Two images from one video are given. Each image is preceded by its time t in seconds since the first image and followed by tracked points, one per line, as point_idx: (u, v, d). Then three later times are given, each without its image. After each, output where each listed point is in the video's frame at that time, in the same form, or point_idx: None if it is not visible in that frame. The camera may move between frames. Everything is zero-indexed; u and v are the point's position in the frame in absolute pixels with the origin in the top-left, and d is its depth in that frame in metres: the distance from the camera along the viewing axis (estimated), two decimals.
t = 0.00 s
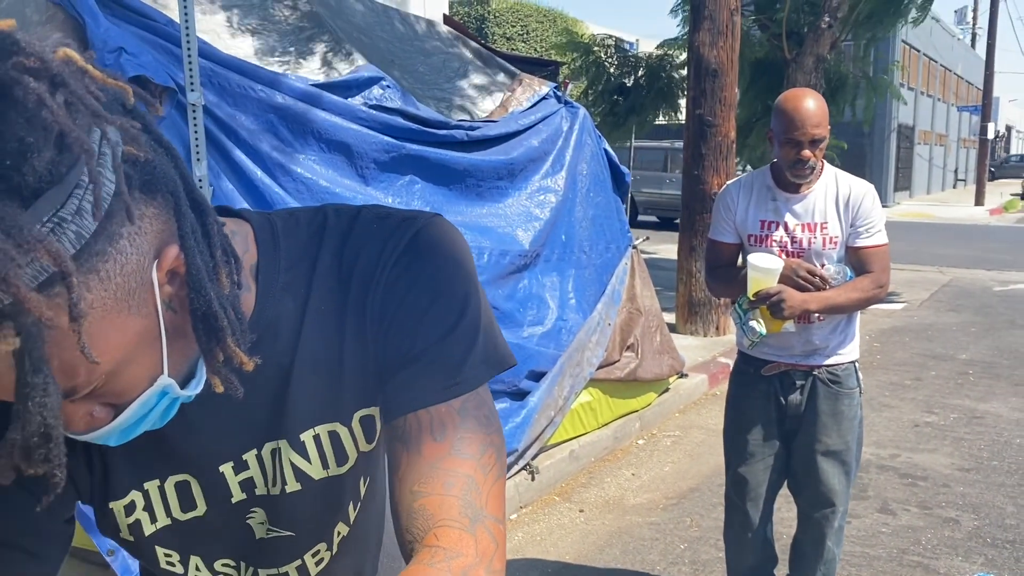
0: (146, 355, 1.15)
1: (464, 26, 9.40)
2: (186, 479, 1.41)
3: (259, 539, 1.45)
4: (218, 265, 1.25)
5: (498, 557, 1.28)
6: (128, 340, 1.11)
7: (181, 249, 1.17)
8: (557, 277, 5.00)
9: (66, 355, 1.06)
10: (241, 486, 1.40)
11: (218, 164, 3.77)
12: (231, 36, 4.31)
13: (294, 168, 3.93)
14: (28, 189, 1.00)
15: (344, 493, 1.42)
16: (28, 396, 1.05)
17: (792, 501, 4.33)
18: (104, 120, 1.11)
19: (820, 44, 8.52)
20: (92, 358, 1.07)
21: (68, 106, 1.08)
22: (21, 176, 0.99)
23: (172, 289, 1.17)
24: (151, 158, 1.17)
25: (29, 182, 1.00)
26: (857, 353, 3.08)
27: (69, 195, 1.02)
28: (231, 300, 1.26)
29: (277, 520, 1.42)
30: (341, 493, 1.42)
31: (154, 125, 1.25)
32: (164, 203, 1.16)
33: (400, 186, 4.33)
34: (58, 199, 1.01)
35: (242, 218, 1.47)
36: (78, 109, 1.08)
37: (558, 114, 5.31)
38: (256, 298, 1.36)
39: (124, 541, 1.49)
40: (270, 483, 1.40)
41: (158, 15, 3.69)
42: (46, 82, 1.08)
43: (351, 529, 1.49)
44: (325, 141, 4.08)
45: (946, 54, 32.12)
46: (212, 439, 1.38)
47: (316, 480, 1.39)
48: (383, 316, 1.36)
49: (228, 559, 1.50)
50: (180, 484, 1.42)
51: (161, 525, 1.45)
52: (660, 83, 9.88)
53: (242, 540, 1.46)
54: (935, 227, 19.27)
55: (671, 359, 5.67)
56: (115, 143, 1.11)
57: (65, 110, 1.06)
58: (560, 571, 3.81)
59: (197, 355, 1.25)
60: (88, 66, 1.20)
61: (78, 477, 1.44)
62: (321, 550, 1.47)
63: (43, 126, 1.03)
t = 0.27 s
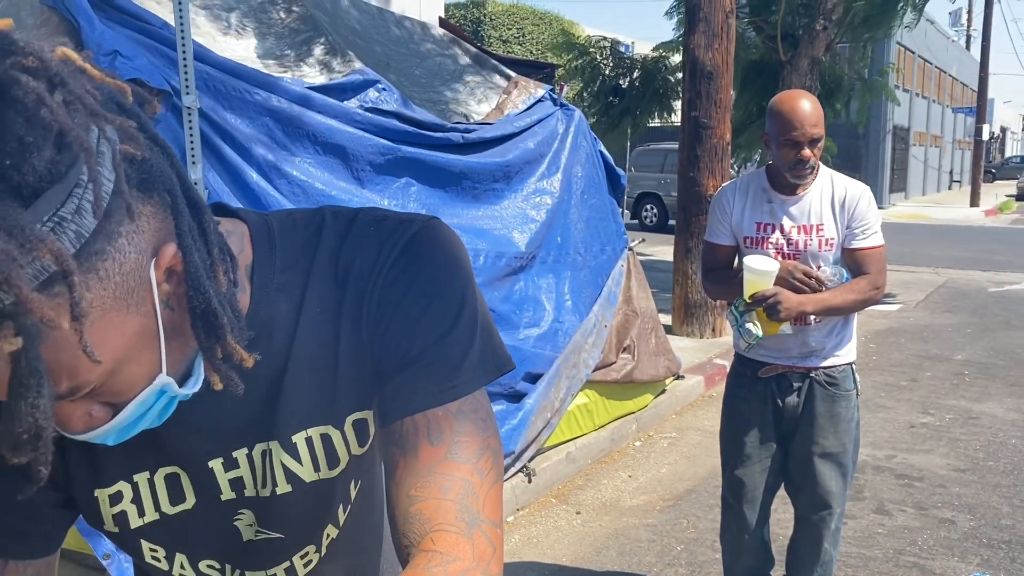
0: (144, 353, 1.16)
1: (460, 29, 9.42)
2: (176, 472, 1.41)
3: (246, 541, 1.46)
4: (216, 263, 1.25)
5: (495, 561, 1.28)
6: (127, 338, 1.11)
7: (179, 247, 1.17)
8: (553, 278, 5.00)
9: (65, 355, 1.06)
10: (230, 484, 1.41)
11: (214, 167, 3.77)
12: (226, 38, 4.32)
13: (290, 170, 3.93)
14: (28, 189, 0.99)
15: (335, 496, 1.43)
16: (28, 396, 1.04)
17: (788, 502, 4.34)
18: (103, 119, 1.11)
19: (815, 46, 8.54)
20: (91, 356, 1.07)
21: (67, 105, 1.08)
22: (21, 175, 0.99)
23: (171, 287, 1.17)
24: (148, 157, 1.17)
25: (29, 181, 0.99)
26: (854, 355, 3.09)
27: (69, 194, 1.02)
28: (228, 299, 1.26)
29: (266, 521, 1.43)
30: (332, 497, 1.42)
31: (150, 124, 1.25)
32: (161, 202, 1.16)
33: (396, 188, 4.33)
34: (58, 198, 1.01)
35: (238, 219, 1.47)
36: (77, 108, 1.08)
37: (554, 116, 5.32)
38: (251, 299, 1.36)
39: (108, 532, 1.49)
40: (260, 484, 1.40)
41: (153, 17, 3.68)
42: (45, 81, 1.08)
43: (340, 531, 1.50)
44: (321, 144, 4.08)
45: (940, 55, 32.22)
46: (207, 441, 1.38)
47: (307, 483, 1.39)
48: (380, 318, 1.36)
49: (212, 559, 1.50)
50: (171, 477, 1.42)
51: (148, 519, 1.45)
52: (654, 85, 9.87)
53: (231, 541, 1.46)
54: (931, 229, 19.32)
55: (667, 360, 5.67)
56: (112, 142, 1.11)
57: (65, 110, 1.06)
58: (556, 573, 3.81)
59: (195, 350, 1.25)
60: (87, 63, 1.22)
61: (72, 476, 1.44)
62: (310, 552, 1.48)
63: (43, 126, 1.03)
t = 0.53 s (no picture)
0: (144, 364, 1.15)
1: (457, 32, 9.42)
2: (169, 477, 1.40)
3: (234, 543, 1.46)
4: (212, 271, 1.24)
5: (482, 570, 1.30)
6: (126, 348, 1.11)
7: (175, 257, 1.16)
8: (549, 281, 5.00)
9: (66, 368, 1.06)
10: (221, 487, 1.40)
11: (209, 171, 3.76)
12: (220, 41, 4.32)
13: (285, 174, 3.92)
14: (27, 207, 0.99)
15: (322, 502, 1.43)
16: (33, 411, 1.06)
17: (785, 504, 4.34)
18: (100, 134, 1.11)
19: (810, 49, 8.54)
20: (93, 371, 1.07)
21: (64, 121, 1.07)
22: (20, 195, 0.99)
23: (168, 297, 1.17)
24: (145, 168, 1.17)
25: (28, 200, 0.99)
26: (851, 358, 3.09)
27: (68, 211, 1.01)
28: (225, 308, 1.25)
29: (254, 525, 1.42)
30: (320, 501, 1.42)
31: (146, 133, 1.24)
32: (158, 212, 1.16)
33: (391, 192, 4.33)
34: (58, 215, 1.00)
35: (233, 224, 1.47)
36: (74, 124, 1.07)
37: (550, 119, 5.32)
38: (246, 306, 1.35)
39: (101, 532, 1.48)
40: (249, 487, 1.40)
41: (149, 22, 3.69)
42: (41, 99, 1.07)
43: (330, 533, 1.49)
44: (316, 148, 4.08)
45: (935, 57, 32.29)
46: (201, 447, 1.38)
47: (295, 489, 1.39)
48: (374, 323, 1.35)
49: (203, 559, 1.50)
50: (162, 482, 1.41)
51: (141, 521, 1.44)
52: (649, 87, 9.86)
53: (218, 542, 1.46)
54: (926, 231, 19.35)
55: (664, 363, 5.67)
56: (109, 157, 1.10)
57: (62, 125, 1.06)
58: None
59: (191, 356, 1.24)
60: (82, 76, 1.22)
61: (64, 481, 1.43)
62: (296, 556, 1.47)
63: (40, 144, 1.02)
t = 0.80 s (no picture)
0: (137, 372, 1.15)
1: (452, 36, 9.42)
2: (163, 484, 1.40)
3: (230, 547, 1.46)
4: (205, 278, 1.24)
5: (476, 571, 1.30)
6: (119, 356, 1.11)
7: (169, 265, 1.16)
8: (545, 284, 5.01)
9: (58, 376, 1.06)
10: (215, 492, 1.40)
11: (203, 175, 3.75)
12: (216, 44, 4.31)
13: (280, 178, 3.92)
14: (19, 218, 0.99)
15: (318, 505, 1.43)
16: (17, 424, 1.06)
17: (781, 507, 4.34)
18: (94, 145, 1.10)
19: (805, 52, 8.55)
20: (85, 380, 1.07)
21: (58, 132, 1.07)
22: (12, 206, 0.99)
23: (162, 304, 1.16)
24: (139, 178, 1.17)
25: (19, 211, 0.99)
26: (846, 362, 3.09)
27: (60, 222, 1.01)
28: (218, 314, 1.25)
29: (249, 530, 1.43)
30: (316, 503, 1.42)
31: (139, 141, 1.24)
32: (151, 220, 1.16)
33: (386, 195, 4.33)
34: (49, 227, 1.00)
35: (227, 228, 1.46)
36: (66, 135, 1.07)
37: (545, 122, 5.32)
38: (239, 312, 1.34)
39: (95, 538, 1.48)
40: (244, 492, 1.40)
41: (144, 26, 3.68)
42: (35, 111, 1.07)
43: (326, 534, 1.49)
44: (311, 152, 4.08)
45: (929, 61, 32.41)
46: (194, 451, 1.37)
47: (291, 492, 1.39)
48: (367, 326, 1.35)
49: (198, 564, 1.50)
50: (156, 490, 1.41)
51: (135, 528, 1.44)
52: (644, 89, 9.91)
53: (213, 547, 1.47)
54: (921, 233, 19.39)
55: (660, 366, 5.67)
56: (101, 167, 1.10)
57: (54, 137, 1.05)
58: None
59: (183, 365, 1.23)
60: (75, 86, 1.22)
61: (56, 487, 1.42)
62: (292, 559, 1.48)
63: (33, 155, 1.02)
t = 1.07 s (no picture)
0: (132, 382, 1.15)
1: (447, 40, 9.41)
2: (155, 490, 1.40)
3: (223, 554, 1.45)
4: (201, 288, 1.23)
5: None
6: (116, 366, 1.11)
7: (164, 275, 1.16)
8: (541, 288, 5.01)
9: (56, 389, 1.06)
10: (208, 499, 1.40)
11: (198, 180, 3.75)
12: (211, 50, 4.29)
13: (275, 183, 3.91)
14: (17, 232, 0.99)
15: (312, 511, 1.42)
16: (28, 432, 1.07)
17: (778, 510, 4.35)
18: (93, 159, 1.09)
19: (799, 56, 8.56)
20: (83, 392, 1.07)
21: (55, 146, 1.06)
22: (9, 220, 0.99)
23: (157, 313, 1.16)
24: (135, 189, 1.16)
25: (17, 225, 0.99)
26: (840, 365, 3.09)
27: (58, 235, 1.01)
28: (213, 323, 1.25)
29: (243, 536, 1.42)
30: (309, 510, 1.42)
31: (135, 150, 1.24)
32: (147, 230, 1.16)
33: (382, 200, 4.33)
34: (46, 242, 1.00)
35: (221, 236, 1.46)
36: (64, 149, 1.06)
37: (540, 127, 5.33)
38: (232, 321, 1.34)
39: (87, 546, 1.48)
40: (238, 498, 1.40)
41: (139, 31, 3.68)
42: (32, 125, 1.05)
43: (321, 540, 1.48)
44: (306, 157, 4.08)
45: (923, 64, 32.52)
46: (188, 456, 1.37)
47: (285, 498, 1.38)
48: (360, 332, 1.35)
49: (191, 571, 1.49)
50: (149, 495, 1.41)
51: (128, 534, 1.43)
52: (639, 92, 9.97)
53: (206, 554, 1.46)
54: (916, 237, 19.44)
55: (655, 369, 5.68)
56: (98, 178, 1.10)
57: (50, 149, 1.05)
58: None
59: (179, 372, 1.23)
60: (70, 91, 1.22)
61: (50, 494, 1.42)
62: (287, 564, 1.47)
63: (29, 169, 1.02)
